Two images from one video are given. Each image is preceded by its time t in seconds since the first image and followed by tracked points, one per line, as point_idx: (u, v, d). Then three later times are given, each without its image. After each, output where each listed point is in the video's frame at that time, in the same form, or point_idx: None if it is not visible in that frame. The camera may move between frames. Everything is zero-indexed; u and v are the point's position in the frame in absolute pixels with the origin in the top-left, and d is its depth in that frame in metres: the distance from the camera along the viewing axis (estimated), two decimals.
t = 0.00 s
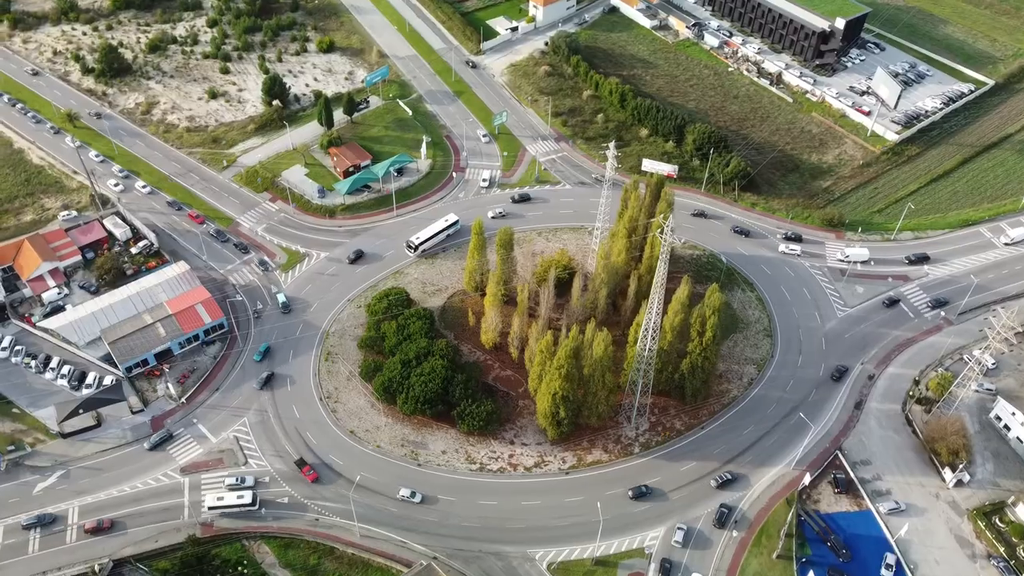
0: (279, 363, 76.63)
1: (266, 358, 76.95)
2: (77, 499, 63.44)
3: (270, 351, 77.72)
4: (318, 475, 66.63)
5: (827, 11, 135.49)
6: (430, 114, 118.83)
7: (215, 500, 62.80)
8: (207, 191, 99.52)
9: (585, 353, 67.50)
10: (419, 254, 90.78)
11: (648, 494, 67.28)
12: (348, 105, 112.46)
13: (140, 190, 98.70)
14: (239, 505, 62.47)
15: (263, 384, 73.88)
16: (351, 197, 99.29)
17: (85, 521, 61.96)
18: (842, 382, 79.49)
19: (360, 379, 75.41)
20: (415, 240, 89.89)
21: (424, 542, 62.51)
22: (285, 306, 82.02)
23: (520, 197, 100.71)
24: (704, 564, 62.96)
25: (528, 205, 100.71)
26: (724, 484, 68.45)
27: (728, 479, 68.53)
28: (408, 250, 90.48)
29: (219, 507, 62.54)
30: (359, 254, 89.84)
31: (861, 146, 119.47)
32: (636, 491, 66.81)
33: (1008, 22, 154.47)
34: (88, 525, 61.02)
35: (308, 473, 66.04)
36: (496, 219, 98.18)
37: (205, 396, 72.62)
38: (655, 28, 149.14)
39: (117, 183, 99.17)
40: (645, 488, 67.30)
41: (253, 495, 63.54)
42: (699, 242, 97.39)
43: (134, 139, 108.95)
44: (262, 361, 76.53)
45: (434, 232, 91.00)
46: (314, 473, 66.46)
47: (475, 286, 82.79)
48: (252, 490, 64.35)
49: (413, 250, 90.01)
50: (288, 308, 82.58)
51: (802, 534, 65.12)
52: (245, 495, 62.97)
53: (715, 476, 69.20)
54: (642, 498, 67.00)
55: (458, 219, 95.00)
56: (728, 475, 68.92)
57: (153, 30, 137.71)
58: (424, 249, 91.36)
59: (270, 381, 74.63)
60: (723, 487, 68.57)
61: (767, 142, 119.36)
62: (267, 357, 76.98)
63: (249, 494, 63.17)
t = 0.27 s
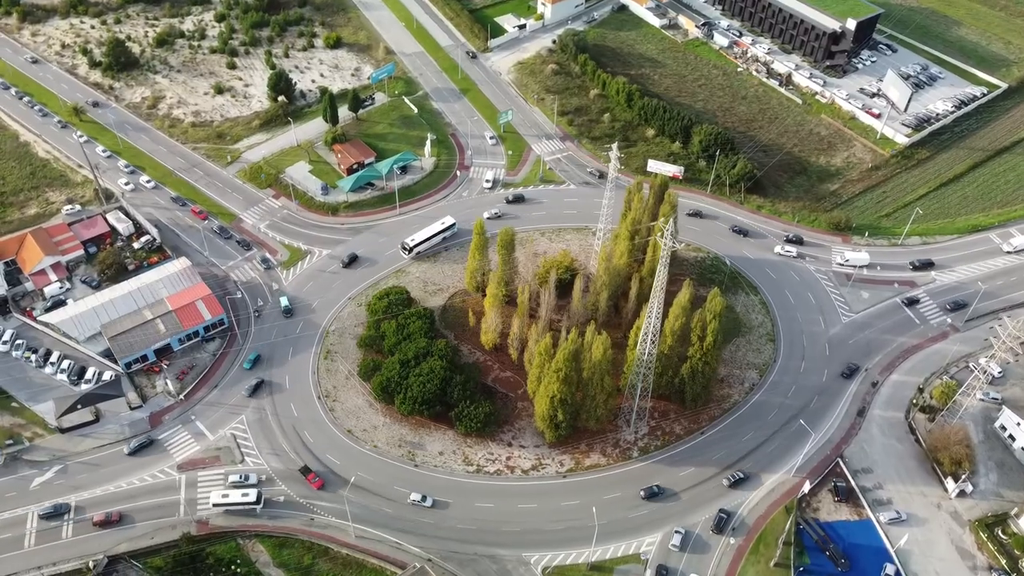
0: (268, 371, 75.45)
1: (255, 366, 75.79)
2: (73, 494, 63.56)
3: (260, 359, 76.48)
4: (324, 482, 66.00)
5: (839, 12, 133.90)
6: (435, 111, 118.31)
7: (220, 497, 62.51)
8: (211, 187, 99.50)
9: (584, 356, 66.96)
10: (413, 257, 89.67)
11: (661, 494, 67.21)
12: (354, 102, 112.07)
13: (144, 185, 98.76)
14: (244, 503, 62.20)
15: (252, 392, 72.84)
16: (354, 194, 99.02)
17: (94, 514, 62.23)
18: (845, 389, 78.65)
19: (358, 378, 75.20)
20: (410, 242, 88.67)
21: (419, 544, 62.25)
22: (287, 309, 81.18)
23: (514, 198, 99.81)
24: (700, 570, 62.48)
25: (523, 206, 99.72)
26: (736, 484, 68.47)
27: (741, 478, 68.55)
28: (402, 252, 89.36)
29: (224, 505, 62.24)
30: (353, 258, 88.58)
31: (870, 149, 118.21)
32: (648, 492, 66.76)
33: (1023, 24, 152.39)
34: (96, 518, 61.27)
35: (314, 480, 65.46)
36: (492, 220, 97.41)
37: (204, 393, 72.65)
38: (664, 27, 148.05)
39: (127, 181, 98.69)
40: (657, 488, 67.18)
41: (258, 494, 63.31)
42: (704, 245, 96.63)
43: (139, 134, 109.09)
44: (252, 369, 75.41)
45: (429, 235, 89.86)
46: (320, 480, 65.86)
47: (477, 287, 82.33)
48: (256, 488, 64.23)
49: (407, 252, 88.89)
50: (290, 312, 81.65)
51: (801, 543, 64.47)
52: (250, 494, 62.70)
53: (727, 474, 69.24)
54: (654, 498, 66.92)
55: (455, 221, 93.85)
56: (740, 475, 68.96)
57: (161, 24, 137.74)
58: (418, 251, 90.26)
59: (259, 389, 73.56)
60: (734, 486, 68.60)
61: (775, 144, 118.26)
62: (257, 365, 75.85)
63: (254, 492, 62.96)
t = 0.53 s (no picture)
0: (258, 379, 74.26)
1: (244, 374, 74.51)
2: (70, 490, 63.65)
3: (249, 367, 75.20)
4: (329, 489, 65.34)
5: (849, 13, 132.31)
6: (440, 109, 117.77)
7: (225, 494, 62.54)
8: (214, 183, 99.44)
9: (582, 360, 66.45)
10: (407, 258, 88.98)
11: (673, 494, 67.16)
12: (358, 99, 111.71)
13: (147, 180, 98.89)
14: (248, 502, 62.18)
15: (239, 399, 71.72)
16: (357, 191, 98.73)
17: (103, 508, 62.49)
18: (847, 396, 77.85)
19: (356, 378, 74.96)
20: (404, 243, 87.90)
21: (413, 546, 61.98)
22: (288, 314, 80.17)
23: (507, 199, 99.02)
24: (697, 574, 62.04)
25: (516, 206, 98.92)
26: (748, 482, 68.50)
27: (753, 477, 68.61)
28: (396, 253, 88.71)
29: (228, 502, 62.21)
30: (346, 262, 87.44)
31: (878, 152, 116.96)
32: (660, 492, 66.75)
33: None
34: (105, 512, 61.48)
35: (319, 487, 64.77)
36: (487, 220, 96.67)
37: (202, 390, 72.64)
38: (672, 26, 146.96)
39: (137, 180, 98.35)
40: (669, 488, 67.20)
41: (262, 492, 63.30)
42: (707, 247, 95.89)
43: (143, 128, 109.16)
44: (240, 377, 74.12)
45: (425, 236, 89.01)
46: (325, 487, 65.18)
47: (477, 287, 81.83)
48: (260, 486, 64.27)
49: (402, 254, 88.21)
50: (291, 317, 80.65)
51: (799, 552, 63.85)
52: (254, 492, 62.75)
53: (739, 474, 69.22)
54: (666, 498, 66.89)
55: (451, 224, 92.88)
56: (751, 473, 68.97)
57: (167, 18, 137.65)
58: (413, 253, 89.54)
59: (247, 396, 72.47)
60: (746, 485, 68.62)
61: (782, 145, 117.16)
62: (245, 373, 74.58)
63: (259, 491, 62.98)
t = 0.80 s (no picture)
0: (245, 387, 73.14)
1: (231, 381, 73.38)
2: (66, 486, 63.80)
3: (242, 370, 74.52)
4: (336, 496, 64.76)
5: (859, 13, 130.84)
6: (444, 107, 117.27)
7: (229, 493, 62.78)
8: (216, 179, 99.38)
9: (580, 363, 65.97)
10: (400, 261, 88.39)
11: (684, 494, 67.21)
12: (362, 96, 111.44)
13: (150, 176, 98.95)
14: (252, 500, 62.40)
15: (225, 407, 70.77)
16: (359, 189, 98.45)
17: (111, 502, 62.79)
18: (849, 402, 77.06)
19: (354, 377, 74.72)
20: (397, 246, 87.45)
21: (408, 547, 61.74)
22: (290, 321, 79.15)
23: (499, 200, 98.26)
24: None
25: (507, 207, 98.18)
26: (758, 481, 68.65)
27: (763, 475, 68.81)
28: (390, 255, 88.30)
29: (232, 501, 62.47)
30: (338, 267, 86.16)
31: (886, 155, 115.74)
32: (671, 491, 66.85)
33: None
34: (112, 507, 61.76)
35: (324, 494, 64.20)
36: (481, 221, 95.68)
37: (199, 387, 72.63)
38: (680, 25, 145.87)
39: (146, 180, 97.89)
40: (681, 488, 67.28)
41: (267, 492, 63.45)
42: (711, 249, 95.13)
43: (148, 123, 109.22)
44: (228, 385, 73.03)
45: (418, 239, 88.46)
46: (331, 494, 64.60)
47: (477, 287, 81.25)
48: (264, 486, 64.37)
49: (395, 256, 87.74)
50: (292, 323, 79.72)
51: (796, 560, 63.25)
52: (258, 491, 62.88)
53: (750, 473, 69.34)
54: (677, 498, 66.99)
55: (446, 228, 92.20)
56: (762, 472, 69.15)
57: (174, 12, 137.60)
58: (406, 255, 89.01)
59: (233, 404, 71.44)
60: (757, 484, 68.73)
61: (788, 147, 116.12)
62: (233, 380, 73.43)
63: (262, 490, 63.15)
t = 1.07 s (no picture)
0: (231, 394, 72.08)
1: (218, 389, 72.32)
2: (63, 482, 63.95)
3: (239, 368, 74.42)
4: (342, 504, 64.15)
5: (869, 15, 129.33)
6: (449, 105, 116.75)
7: (233, 492, 62.74)
8: (219, 175, 99.27)
9: (577, 367, 65.51)
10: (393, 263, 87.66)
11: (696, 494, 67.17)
12: (366, 93, 111.04)
13: (153, 171, 98.95)
14: (256, 500, 62.29)
15: (210, 413, 69.83)
16: (361, 187, 98.14)
17: (121, 496, 63.09)
18: (851, 409, 76.30)
19: (352, 376, 74.48)
20: (390, 248, 86.67)
21: (402, 549, 61.48)
22: (290, 327, 78.19)
23: (491, 201, 97.45)
24: None
25: (499, 209, 97.38)
26: (769, 480, 68.70)
27: (773, 474, 68.91)
28: (382, 258, 87.47)
29: (236, 500, 62.48)
30: (330, 272, 84.97)
31: (894, 158, 114.52)
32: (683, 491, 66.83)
33: None
34: (120, 502, 62.00)
35: (331, 501, 63.64)
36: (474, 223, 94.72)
37: (197, 384, 72.61)
38: (688, 25, 144.78)
39: (155, 181, 96.84)
40: (693, 487, 67.27)
41: (271, 492, 63.26)
42: (714, 252, 94.36)
43: (152, 118, 109.24)
44: (213, 393, 71.93)
45: (412, 241, 87.59)
46: (338, 502, 63.96)
47: (477, 287, 80.73)
48: (269, 486, 64.19)
49: (387, 258, 86.90)
50: (293, 328, 78.72)
51: (794, 568, 62.65)
52: (263, 491, 62.77)
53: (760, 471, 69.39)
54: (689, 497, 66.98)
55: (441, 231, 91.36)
56: (773, 470, 69.21)
57: (180, 7, 137.47)
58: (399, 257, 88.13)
59: (218, 411, 70.38)
60: (768, 482, 68.80)
61: (795, 149, 115.06)
62: (219, 388, 72.35)
63: (267, 490, 62.97)
